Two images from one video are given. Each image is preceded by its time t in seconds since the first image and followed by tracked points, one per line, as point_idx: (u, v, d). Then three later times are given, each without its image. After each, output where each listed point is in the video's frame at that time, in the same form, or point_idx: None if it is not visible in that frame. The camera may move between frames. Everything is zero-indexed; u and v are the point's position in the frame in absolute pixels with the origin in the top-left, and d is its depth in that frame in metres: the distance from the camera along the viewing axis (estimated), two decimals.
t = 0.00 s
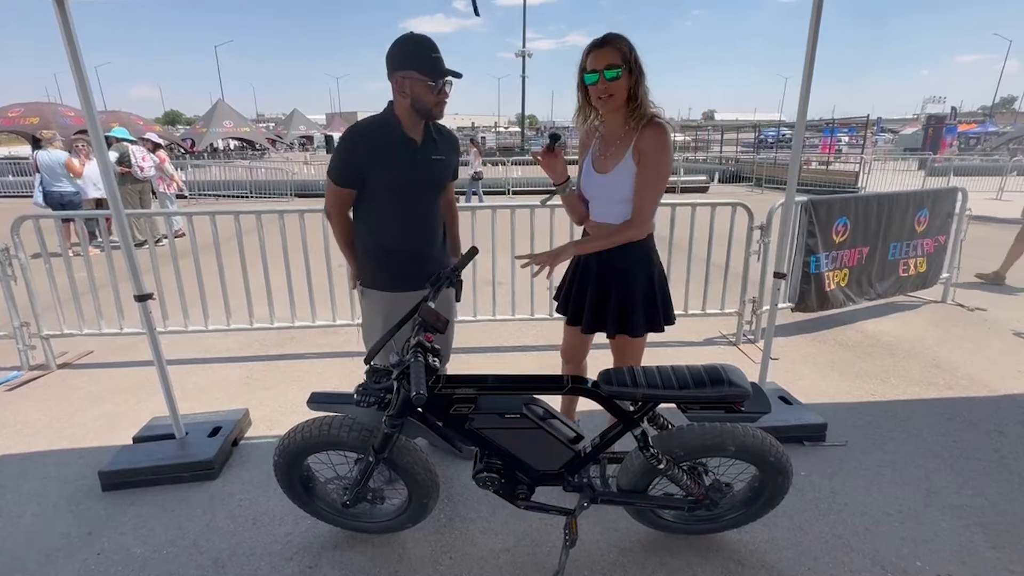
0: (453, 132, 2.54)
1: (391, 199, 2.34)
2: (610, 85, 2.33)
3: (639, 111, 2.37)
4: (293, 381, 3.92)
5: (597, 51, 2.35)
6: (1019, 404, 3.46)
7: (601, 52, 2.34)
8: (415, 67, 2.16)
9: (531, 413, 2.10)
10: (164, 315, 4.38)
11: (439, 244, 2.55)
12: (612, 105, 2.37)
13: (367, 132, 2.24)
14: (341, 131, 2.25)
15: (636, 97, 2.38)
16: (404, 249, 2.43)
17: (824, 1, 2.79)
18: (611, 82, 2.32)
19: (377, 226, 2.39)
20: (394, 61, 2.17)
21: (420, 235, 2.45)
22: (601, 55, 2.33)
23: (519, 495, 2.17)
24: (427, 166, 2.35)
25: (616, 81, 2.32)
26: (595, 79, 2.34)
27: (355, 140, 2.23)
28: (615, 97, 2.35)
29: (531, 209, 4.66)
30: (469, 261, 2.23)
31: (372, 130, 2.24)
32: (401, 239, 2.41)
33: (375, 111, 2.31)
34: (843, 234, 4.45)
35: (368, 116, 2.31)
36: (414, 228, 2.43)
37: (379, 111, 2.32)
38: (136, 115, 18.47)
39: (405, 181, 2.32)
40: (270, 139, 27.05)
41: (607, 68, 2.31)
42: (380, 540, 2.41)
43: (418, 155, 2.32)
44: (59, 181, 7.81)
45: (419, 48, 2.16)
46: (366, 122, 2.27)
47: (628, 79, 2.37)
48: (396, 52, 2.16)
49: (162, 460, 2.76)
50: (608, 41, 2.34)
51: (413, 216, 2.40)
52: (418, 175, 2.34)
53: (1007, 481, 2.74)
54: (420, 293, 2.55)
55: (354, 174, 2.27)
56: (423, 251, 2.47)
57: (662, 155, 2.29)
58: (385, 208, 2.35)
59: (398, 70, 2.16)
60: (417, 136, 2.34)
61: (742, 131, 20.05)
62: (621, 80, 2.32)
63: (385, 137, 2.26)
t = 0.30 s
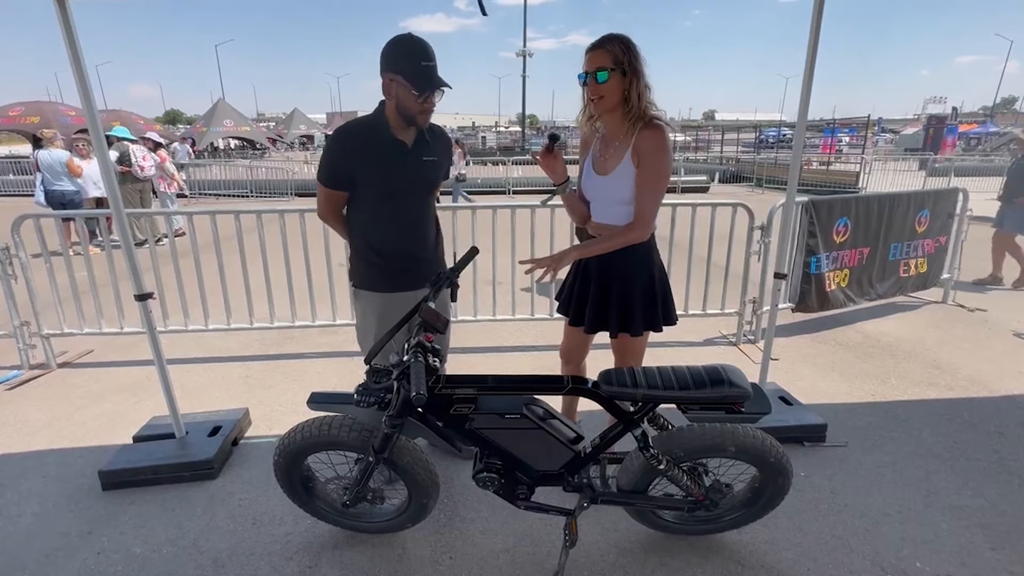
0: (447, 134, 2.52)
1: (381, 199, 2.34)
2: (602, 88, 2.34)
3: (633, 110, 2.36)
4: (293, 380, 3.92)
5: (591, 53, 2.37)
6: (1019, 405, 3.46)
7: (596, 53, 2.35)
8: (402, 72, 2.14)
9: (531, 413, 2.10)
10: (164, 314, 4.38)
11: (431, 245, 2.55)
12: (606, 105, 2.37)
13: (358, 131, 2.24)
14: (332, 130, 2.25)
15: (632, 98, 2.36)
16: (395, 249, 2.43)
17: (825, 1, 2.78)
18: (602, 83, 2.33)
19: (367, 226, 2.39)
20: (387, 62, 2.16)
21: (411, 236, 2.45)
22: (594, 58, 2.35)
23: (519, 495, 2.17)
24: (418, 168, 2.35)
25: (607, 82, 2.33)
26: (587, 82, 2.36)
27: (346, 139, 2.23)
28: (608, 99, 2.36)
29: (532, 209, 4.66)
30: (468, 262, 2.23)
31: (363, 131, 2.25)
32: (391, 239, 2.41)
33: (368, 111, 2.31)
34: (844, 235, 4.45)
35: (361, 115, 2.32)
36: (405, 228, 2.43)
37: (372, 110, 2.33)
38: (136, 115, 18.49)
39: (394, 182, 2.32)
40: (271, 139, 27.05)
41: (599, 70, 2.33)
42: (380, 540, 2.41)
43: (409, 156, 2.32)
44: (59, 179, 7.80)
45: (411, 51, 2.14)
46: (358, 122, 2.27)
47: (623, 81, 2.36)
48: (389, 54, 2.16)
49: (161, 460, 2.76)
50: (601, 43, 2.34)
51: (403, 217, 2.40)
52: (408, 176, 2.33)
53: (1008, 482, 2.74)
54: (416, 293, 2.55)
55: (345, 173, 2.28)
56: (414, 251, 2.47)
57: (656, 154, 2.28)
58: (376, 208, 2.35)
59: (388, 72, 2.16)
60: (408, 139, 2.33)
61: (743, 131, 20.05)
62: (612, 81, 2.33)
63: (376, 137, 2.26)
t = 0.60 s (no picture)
0: (437, 136, 2.53)
1: (373, 202, 2.34)
2: (602, 83, 2.35)
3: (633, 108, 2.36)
4: (294, 380, 3.93)
5: (596, 49, 2.37)
6: (1019, 405, 3.46)
7: (600, 50, 2.35)
8: (394, 76, 2.14)
9: (531, 413, 2.10)
10: (166, 314, 4.39)
11: (422, 246, 2.57)
12: (606, 102, 2.37)
13: (350, 134, 2.23)
14: (323, 132, 2.23)
15: (631, 96, 2.36)
16: (386, 251, 2.44)
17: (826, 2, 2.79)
18: (603, 80, 2.33)
19: (358, 228, 2.39)
20: (380, 66, 2.17)
21: (403, 238, 2.46)
22: (597, 54, 2.35)
23: (519, 495, 2.18)
24: (410, 171, 2.36)
25: (608, 79, 2.33)
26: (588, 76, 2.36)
27: (338, 143, 2.22)
28: (608, 95, 2.36)
29: (532, 209, 4.67)
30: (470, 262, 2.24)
31: (354, 135, 2.24)
32: (383, 241, 2.42)
33: (360, 113, 2.30)
34: (844, 235, 4.45)
35: (352, 117, 2.30)
36: (396, 231, 2.44)
37: (363, 113, 2.32)
38: (137, 114, 18.51)
39: (386, 186, 2.33)
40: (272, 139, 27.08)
41: (601, 66, 2.33)
42: (380, 539, 2.42)
43: (401, 159, 2.33)
44: (61, 178, 7.81)
45: (405, 56, 2.14)
46: (349, 124, 2.26)
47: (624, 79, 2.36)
48: (382, 57, 2.16)
49: (163, 459, 2.77)
50: (606, 40, 2.34)
51: (395, 219, 2.41)
52: (400, 180, 2.34)
53: (1007, 483, 2.74)
54: (409, 294, 2.56)
55: (336, 176, 2.26)
56: (405, 253, 2.49)
57: (654, 154, 2.28)
58: (368, 210, 2.35)
59: (380, 76, 2.16)
60: (399, 143, 2.33)
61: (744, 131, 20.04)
62: (613, 78, 2.33)
63: (368, 140, 2.25)
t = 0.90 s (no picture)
0: (436, 138, 2.54)
1: (369, 203, 2.34)
2: (604, 81, 2.33)
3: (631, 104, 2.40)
4: (295, 379, 3.93)
5: (592, 48, 2.36)
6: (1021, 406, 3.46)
7: (597, 49, 2.35)
8: (394, 81, 2.14)
9: (533, 412, 2.10)
10: (167, 313, 4.39)
11: (417, 248, 2.57)
12: (606, 99, 2.37)
13: (348, 135, 2.23)
14: (321, 132, 2.23)
15: (628, 95, 2.41)
16: (383, 251, 2.44)
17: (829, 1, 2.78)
18: (605, 77, 2.32)
19: (355, 228, 2.39)
20: (381, 69, 2.17)
21: (398, 240, 2.46)
22: (596, 52, 2.34)
23: (519, 493, 2.18)
24: (406, 173, 2.37)
25: (609, 77, 2.32)
26: (590, 74, 2.34)
27: (335, 143, 2.22)
28: (609, 92, 2.35)
29: (533, 208, 4.66)
30: (471, 261, 2.24)
31: (352, 136, 2.24)
32: (378, 242, 2.42)
33: (358, 114, 2.30)
34: (846, 235, 4.44)
35: (350, 118, 2.31)
36: (392, 232, 2.44)
37: (363, 114, 2.31)
38: (139, 113, 18.53)
39: (383, 187, 2.33)
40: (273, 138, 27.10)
41: (603, 63, 2.32)
42: (381, 537, 2.41)
43: (398, 161, 2.33)
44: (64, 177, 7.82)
45: (406, 60, 2.14)
46: (347, 125, 2.26)
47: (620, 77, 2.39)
48: (383, 62, 2.16)
49: (164, 457, 2.77)
50: (603, 39, 2.35)
51: (391, 220, 2.41)
52: (397, 182, 2.35)
53: (1009, 484, 2.74)
54: (405, 294, 2.56)
55: (333, 178, 2.27)
56: (400, 254, 2.49)
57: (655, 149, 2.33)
58: (364, 211, 2.35)
59: (381, 80, 2.16)
60: (397, 147, 2.34)
61: (746, 131, 20.02)
62: (614, 76, 2.33)
63: (365, 141, 2.26)
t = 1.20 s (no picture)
0: (441, 138, 2.54)
1: (376, 205, 2.33)
2: (603, 78, 2.37)
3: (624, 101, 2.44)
4: (296, 377, 3.93)
5: (588, 47, 2.39)
6: None
7: (594, 49, 2.38)
8: (402, 80, 2.14)
9: (534, 411, 2.10)
10: (169, 311, 4.39)
11: (422, 248, 2.57)
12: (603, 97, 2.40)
13: (354, 137, 2.22)
14: (327, 135, 2.22)
15: (618, 97, 2.47)
16: (390, 252, 2.44)
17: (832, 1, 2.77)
18: (604, 76, 2.37)
19: (362, 230, 2.38)
20: (387, 70, 2.16)
21: (404, 240, 2.46)
22: (593, 51, 2.37)
23: (520, 492, 2.18)
24: (413, 173, 2.36)
25: (608, 77, 2.37)
26: (589, 71, 2.36)
27: (341, 146, 2.21)
28: (605, 90, 2.39)
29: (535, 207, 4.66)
30: (472, 260, 2.24)
31: (358, 137, 2.23)
32: (385, 243, 2.42)
33: (363, 116, 2.29)
34: (848, 234, 4.44)
35: (355, 120, 2.29)
36: (399, 233, 2.44)
37: (368, 116, 2.30)
38: (141, 112, 18.54)
39: (390, 188, 2.32)
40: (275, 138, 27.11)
41: (602, 62, 2.36)
42: (382, 536, 2.42)
43: (405, 162, 2.33)
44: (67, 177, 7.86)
45: (412, 58, 2.14)
46: (352, 127, 2.25)
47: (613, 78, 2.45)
48: (388, 62, 2.16)
49: (166, 455, 2.78)
50: (600, 39, 2.38)
51: (398, 221, 2.41)
52: (403, 182, 2.34)
53: (1011, 484, 2.73)
54: (410, 294, 2.56)
55: (339, 180, 2.25)
56: (406, 255, 2.49)
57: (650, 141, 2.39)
58: (371, 212, 2.34)
59: (387, 80, 2.16)
60: (403, 147, 2.34)
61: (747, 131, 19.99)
62: (611, 76, 2.37)
63: (372, 143, 2.25)
